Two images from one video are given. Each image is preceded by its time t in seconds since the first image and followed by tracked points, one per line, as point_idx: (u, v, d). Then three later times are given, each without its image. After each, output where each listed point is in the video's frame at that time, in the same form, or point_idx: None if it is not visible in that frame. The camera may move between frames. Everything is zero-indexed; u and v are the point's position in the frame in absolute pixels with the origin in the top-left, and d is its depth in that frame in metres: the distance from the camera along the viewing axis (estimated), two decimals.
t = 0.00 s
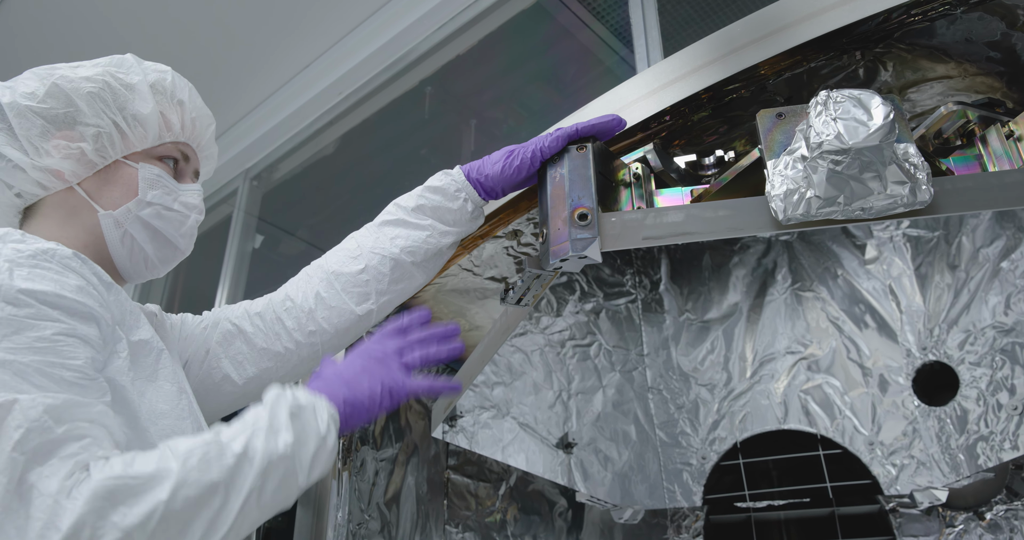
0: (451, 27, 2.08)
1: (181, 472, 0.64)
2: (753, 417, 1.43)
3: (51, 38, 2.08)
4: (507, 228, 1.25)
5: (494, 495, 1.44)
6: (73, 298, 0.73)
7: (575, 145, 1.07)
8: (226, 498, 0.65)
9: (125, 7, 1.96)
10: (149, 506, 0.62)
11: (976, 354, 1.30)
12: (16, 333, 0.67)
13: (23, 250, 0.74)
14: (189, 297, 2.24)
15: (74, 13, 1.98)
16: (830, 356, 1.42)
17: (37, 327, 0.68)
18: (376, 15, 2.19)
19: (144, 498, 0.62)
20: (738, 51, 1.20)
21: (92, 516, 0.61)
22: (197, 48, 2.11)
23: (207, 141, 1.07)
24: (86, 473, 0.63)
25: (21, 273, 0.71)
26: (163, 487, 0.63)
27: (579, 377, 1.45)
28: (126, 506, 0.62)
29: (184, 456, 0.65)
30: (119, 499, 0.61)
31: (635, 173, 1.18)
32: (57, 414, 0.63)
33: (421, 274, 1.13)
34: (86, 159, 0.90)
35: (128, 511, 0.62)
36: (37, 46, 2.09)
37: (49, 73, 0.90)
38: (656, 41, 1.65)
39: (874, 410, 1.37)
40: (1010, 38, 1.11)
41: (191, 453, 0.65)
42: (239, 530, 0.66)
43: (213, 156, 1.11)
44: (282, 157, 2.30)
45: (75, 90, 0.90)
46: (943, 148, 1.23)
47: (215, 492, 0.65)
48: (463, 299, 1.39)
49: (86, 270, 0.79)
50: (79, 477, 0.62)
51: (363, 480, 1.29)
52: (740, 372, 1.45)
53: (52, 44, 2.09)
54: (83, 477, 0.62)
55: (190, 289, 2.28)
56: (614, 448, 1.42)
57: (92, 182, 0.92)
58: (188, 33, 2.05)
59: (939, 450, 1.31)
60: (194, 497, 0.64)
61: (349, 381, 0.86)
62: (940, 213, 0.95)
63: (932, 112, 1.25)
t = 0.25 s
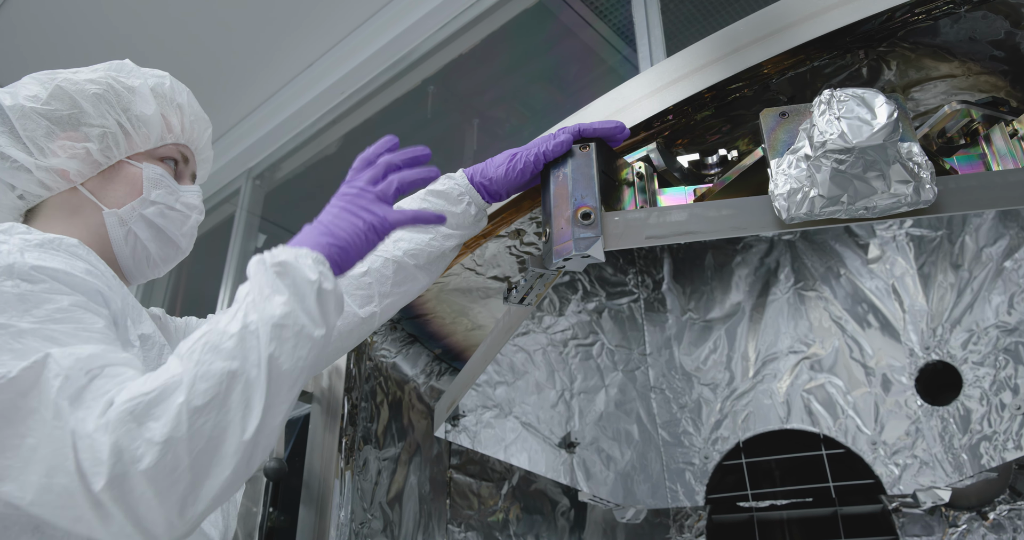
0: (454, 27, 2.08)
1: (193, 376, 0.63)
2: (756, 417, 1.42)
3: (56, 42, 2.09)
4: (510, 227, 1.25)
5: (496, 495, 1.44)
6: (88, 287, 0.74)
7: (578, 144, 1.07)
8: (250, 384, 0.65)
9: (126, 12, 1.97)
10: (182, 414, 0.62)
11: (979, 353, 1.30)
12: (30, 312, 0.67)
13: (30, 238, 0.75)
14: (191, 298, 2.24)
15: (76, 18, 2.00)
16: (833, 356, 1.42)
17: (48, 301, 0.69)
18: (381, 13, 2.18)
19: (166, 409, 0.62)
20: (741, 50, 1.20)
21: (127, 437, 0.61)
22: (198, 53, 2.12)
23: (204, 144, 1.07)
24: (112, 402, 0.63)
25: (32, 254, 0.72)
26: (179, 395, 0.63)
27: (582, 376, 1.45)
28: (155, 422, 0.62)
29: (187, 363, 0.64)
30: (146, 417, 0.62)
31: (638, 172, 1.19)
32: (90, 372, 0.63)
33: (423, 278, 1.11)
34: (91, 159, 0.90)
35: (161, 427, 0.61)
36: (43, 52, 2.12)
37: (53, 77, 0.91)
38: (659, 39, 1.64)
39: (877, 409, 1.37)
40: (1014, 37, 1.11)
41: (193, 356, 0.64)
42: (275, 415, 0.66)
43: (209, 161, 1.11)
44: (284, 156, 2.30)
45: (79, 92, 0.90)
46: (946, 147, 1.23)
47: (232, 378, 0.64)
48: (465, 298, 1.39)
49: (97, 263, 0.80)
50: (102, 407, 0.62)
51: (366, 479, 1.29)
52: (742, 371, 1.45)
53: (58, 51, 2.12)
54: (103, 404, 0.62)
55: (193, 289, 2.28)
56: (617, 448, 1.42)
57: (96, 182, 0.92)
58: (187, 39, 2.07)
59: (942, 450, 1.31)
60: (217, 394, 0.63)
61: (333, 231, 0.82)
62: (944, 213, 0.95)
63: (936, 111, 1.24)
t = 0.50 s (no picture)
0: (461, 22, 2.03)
1: (267, 171, 0.58)
2: (758, 416, 1.42)
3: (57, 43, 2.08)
4: (512, 226, 1.25)
5: (498, 494, 1.44)
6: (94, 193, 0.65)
7: (581, 143, 1.07)
8: (317, 166, 0.61)
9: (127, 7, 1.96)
10: (273, 201, 0.57)
11: (981, 353, 1.30)
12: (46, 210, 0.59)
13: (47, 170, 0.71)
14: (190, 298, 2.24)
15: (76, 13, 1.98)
16: (835, 355, 1.42)
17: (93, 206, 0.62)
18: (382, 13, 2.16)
19: (255, 201, 0.57)
20: (744, 49, 1.19)
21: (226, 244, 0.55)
22: (197, 49, 2.10)
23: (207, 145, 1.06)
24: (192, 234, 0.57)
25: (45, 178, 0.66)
26: (257, 192, 0.57)
27: (583, 376, 1.45)
28: (256, 212, 0.56)
29: (245, 168, 0.59)
30: (239, 215, 0.56)
31: (642, 170, 1.19)
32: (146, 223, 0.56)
33: (428, 277, 1.12)
34: (91, 159, 0.89)
35: (257, 219, 0.56)
36: (46, 55, 2.11)
37: (52, 77, 0.91)
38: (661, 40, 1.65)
39: (879, 409, 1.37)
40: (1017, 36, 1.11)
41: (250, 165, 0.60)
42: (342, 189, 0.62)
43: (212, 158, 1.10)
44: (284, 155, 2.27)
45: (79, 93, 0.91)
46: (949, 146, 1.24)
47: (291, 165, 0.59)
48: (467, 298, 1.39)
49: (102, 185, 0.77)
50: (167, 240, 0.56)
51: (367, 479, 1.29)
52: (744, 371, 1.45)
53: (62, 55, 2.12)
54: (174, 234, 0.56)
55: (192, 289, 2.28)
56: (619, 447, 1.42)
57: (97, 181, 0.90)
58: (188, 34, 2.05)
59: (944, 450, 1.31)
60: (290, 175, 0.58)
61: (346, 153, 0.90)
62: (948, 212, 0.95)
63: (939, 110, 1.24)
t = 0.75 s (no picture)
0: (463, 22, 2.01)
1: (262, 159, 0.71)
2: (759, 415, 1.42)
3: (59, 46, 2.07)
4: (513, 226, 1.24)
5: (499, 493, 1.44)
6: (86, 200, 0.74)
7: (583, 142, 1.07)
8: (310, 150, 0.73)
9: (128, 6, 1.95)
10: (268, 188, 0.69)
11: (982, 353, 1.30)
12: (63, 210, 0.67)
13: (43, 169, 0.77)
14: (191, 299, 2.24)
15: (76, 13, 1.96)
16: (837, 354, 1.42)
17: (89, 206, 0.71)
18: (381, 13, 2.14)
19: (253, 185, 0.69)
20: (746, 48, 1.19)
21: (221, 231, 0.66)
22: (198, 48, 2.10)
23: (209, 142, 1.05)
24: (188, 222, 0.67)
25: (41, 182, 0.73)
26: (260, 177, 0.70)
27: (584, 375, 1.45)
28: (252, 197, 0.68)
29: (246, 156, 0.72)
30: (239, 200, 0.67)
31: (643, 169, 1.19)
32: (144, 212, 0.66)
33: (431, 278, 1.12)
34: (86, 164, 0.92)
35: (254, 204, 0.68)
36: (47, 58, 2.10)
37: (45, 83, 0.91)
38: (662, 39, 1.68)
39: (881, 409, 1.37)
40: (1020, 35, 1.11)
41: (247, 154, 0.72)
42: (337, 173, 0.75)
43: (217, 152, 1.08)
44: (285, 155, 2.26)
45: (69, 98, 0.91)
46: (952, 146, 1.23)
47: (291, 150, 0.72)
48: (469, 297, 1.38)
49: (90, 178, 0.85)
50: (162, 228, 0.66)
51: (369, 478, 1.29)
52: (746, 370, 1.45)
53: (63, 57, 2.10)
54: (167, 223, 0.66)
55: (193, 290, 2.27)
56: (620, 446, 1.42)
57: (95, 187, 0.93)
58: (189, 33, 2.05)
59: (946, 449, 1.31)
60: (286, 163, 0.71)
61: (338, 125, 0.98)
62: (951, 212, 0.95)
63: (942, 110, 1.23)
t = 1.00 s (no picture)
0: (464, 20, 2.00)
1: (265, 184, 0.67)
2: (760, 415, 1.42)
3: (61, 47, 2.05)
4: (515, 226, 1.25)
5: (500, 493, 1.44)
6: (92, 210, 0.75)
7: (585, 142, 1.07)
8: (314, 174, 0.70)
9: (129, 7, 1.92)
10: (270, 215, 0.65)
11: (984, 353, 1.30)
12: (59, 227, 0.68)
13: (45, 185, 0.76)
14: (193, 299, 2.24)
15: (77, 14, 1.94)
16: (838, 354, 1.42)
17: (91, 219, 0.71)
18: (379, 16, 2.10)
19: (254, 211, 0.65)
20: (747, 48, 1.19)
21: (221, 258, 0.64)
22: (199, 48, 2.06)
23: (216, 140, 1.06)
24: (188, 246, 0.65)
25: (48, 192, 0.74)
26: (262, 202, 0.66)
27: (585, 375, 1.45)
28: (252, 224, 0.65)
29: (250, 179, 0.68)
30: (240, 227, 0.64)
31: (644, 169, 1.19)
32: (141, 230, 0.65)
33: (434, 278, 1.12)
34: (93, 166, 0.91)
35: (254, 230, 0.65)
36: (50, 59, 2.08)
37: (51, 84, 0.91)
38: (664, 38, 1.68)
39: (882, 408, 1.36)
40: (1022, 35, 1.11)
41: (250, 176, 0.68)
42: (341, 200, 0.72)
43: (222, 155, 1.10)
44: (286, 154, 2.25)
45: (77, 100, 0.91)
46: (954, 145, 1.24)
47: (297, 175, 0.69)
48: (470, 296, 1.38)
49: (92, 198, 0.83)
50: (162, 250, 0.65)
51: (370, 478, 1.28)
52: (747, 370, 1.45)
53: (64, 58, 2.09)
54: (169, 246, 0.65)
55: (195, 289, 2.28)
56: (621, 446, 1.42)
57: (101, 189, 0.93)
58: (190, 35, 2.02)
59: (947, 449, 1.30)
60: (290, 188, 0.68)
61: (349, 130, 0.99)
62: (952, 212, 0.95)
63: (944, 109, 1.23)
